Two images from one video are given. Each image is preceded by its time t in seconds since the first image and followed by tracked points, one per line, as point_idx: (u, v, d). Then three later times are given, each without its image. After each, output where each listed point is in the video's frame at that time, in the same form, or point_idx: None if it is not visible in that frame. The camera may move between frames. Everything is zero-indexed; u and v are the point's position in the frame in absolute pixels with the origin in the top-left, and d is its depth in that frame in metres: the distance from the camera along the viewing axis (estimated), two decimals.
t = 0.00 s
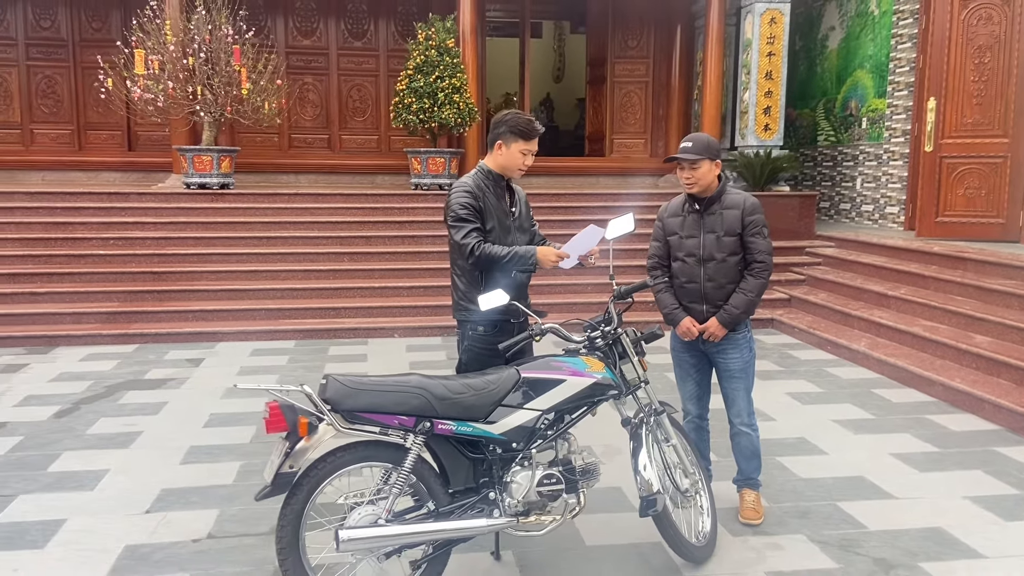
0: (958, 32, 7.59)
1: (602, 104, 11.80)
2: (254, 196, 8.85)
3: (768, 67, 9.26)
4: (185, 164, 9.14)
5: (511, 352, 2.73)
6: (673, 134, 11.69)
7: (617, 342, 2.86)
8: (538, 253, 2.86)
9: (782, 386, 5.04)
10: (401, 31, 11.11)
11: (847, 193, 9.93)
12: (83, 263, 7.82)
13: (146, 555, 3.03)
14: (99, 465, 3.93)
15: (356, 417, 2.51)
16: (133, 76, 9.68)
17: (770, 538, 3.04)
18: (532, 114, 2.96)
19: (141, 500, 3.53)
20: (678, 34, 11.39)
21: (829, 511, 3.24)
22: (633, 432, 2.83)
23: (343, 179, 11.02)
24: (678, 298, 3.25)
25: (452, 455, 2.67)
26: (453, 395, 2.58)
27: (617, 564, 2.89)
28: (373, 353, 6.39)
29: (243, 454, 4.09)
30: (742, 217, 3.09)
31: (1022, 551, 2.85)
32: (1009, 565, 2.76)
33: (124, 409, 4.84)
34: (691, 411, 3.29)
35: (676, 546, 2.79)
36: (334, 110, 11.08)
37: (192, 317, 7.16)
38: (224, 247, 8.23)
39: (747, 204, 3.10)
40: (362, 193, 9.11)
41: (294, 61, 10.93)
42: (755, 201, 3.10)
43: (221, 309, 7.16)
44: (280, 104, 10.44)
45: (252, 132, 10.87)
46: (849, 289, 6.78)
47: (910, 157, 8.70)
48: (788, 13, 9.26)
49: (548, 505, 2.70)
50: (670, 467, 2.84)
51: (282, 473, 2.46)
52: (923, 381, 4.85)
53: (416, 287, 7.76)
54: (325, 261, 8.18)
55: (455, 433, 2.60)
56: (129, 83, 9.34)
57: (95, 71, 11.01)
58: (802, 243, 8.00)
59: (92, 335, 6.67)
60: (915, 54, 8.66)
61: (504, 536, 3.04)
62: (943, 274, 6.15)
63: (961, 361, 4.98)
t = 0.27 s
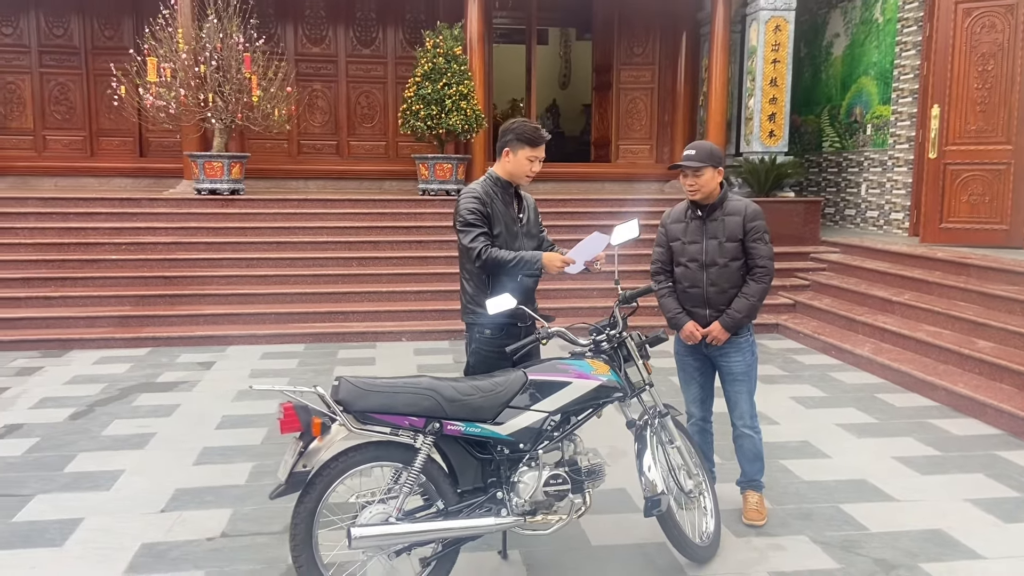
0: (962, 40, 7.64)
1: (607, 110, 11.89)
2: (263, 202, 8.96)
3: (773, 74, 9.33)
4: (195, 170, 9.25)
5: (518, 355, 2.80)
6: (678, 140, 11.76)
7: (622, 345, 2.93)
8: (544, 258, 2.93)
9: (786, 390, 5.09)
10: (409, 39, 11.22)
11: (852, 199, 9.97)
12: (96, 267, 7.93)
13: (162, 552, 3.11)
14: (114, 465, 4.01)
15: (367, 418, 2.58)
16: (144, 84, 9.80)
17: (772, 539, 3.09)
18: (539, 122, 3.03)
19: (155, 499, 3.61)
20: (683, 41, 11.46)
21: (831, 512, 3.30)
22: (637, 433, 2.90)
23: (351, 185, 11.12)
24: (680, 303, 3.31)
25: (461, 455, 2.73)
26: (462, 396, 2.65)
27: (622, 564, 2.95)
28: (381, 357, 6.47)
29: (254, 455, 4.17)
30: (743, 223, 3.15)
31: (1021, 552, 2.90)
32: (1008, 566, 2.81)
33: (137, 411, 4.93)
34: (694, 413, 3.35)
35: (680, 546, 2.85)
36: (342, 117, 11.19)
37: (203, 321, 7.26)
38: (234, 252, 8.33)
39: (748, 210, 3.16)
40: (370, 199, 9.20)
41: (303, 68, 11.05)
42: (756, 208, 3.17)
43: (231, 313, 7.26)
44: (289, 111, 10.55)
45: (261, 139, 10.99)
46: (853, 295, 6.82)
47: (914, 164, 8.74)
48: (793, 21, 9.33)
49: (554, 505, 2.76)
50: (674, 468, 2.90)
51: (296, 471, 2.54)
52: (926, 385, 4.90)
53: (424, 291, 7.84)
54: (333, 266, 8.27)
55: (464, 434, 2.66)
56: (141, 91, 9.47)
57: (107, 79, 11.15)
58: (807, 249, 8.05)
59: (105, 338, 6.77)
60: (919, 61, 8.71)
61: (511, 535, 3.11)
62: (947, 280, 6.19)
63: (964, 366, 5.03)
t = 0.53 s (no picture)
0: (963, 48, 7.71)
1: (612, 117, 11.97)
2: (270, 207, 9.05)
3: (776, 82, 9.40)
4: (204, 175, 9.36)
5: (522, 357, 2.87)
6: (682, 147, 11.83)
7: (624, 348, 2.99)
8: (546, 262, 2.99)
9: (788, 394, 5.14)
10: (415, 46, 11.33)
11: (855, 206, 10.01)
12: (105, 272, 8.02)
13: (174, 550, 3.17)
14: (125, 465, 4.09)
15: (375, 417, 2.65)
16: (154, 90, 9.92)
17: (772, 539, 3.14)
18: (542, 128, 3.10)
19: (166, 499, 3.68)
20: (687, 48, 11.54)
21: (830, 513, 3.35)
22: (640, 434, 2.96)
23: (357, 191, 11.22)
24: (683, 306, 3.38)
25: (467, 455, 2.80)
26: (468, 397, 2.71)
27: (624, 562, 3.00)
28: (387, 361, 6.54)
29: (263, 456, 4.24)
30: (746, 228, 3.22)
31: (1017, 553, 2.95)
32: (1004, 566, 2.86)
33: (147, 413, 5.00)
34: (696, 416, 3.41)
35: (681, 545, 2.90)
36: (348, 123, 11.30)
37: (211, 325, 7.34)
38: (241, 256, 8.42)
39: (751, 216, 3.23)
40: (376, 204, 9.29)
41: (310, 75, 11.16)
42: (759, 214, 3.23)
43: (239, 317, 7.34)
44: (296, 117, 10.66)
45: (268, 145, 11.10)
46: (855, 300, 6.87)
47: (917, 171, 8.80)
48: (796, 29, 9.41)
49: (558, 503, 2.82)
50: (676, 469, 2.96)
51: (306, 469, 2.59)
52: (927, 390, 4.95)
53: (429, 296, 7.91)
54: (340, 271, 8.35)
55: (469, 433, 2.73)
56: (151, 98, 9.59)
57: (117, 86, 11.28)
58: (809, 255, 8.10)
59: (115, 342, 6.86)
60: (921, 69, 8.77)
61: (516, 534, 3.16)
62: (948, 286, 6.24)
63: (964, 371, 5.07)
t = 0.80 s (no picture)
0: (964, 58, 7.79)
1: (616, 126, 12.07)
2: (278, 215, 9.15)
3: (779, 92, 9.49)
4: (213, 184, 9.47)
5: (528, 362, 2.94)
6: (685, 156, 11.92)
7: (628, 353, 3.05)
8: (551, 269, 3.06)
9: (791, 401, 5.19)
10: (421, 57, 11.46)
11: (857, 215, 10.07)
12: (116, 279, 8.12)
13: (187, 550, 3.24)
14: (138, 468, 4.16)
15: (385, 420, 2.72)
16: (164, 100, 10.06)
17: (773, 541, 3.20)
18: (546, 139, 3.18)
19: (179, 500, 3.75)
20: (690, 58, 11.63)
21: (830, 517, 3.41)
22: (643, 438, 3.01)
23: (363, 200, 11.32)
24: (691, 312, 3.45)
25: (473, 457, 2.87)
26: (474, 400, 2.79)
27: (628, 563, 3.07)
28: (393, 367, 6.61)
29: (272, 460, 4.31)
30: (755, 237, 3.29)
31: (1014, 556, 3.00)
32: (1000, 568, 2.91)
33: (158, 417, 5.08)
34: (701, 421, 3.47)
35: (683, 547, 2.96)
36: (355, 133, 11.42)
37: (220, 332, 7.43)
38: (249, 264, 8.52)
39: (760, 225, 3.30)
40: (382, 213, 9.39)
41: (318, 85, 11.30)
42: (768, 223, 3.30)
43: (247, 324, 7.43)
44: (304, 127, 10.79)
45: (276, 154, 11.22)
46: (857, 309, 6.93)
47: (919, 181, 8.87)
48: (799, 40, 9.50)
49: (562, 505, 2.89)
50: (678, 472, 3.02)
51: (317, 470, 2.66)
52: (928, 397, 5.00)
53: (435, 304, 7.99)
54: (346, 278, 8.44)
55: (476, 436, 2.80)
56: (161, 107, 9.72)
57: (127, 96, 11.42)
58: (812, 264, 8.16)
59: (125, 348, 6.95)
60: (923, 80, 8.84)
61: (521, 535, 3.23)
62: (949, 295, 6.30)
63: (965, 379, 5.13)
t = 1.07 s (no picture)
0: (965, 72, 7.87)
1: (620, 139, 12.16)
2: (285, 227, 9.23)
3: (782, 105, 9.57)
4: (220, 196, 9.57)
5: (534, 373, 2.98)
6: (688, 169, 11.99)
7: (632, 364, 3.09)
8: (556, 281, 3.11)
9: (794, 413, 5.23)
10: (427, 70, 11.57)
11: (860, 227, 10.11)
12: (124, 290, 8.20)
13: (197, 558, 3.29)
14: (148, 478, 4.21)
15: (393, 429, 2.77)
16: (172, 113, 10.17)
17: (776, 551, 3.23)
18: (551, 153, 3.25)
19: (189, 509, 3.80)
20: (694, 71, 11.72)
21: (833, 527, 3.44)
22: (647, 448, 3.06)
23: (368, 211, 11.41)
24: (698, 323, 3.50)
25: (480, 467, 2.91)
26: (482, 410, 2.83)
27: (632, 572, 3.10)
28: (398, 378, 6.66)
29: (281, 470, 4.36)
30: (762, 251, 3.33)
31: (1014, 566, 3.03)
32: None
33: (167, 428, 5.13)
34: (706, 432, 3.52)
35: (687, 556, 3.01)
36: (361, 145, 11.52)
37: (227, 342, 7.49)
38: (256, 275, 8.59)
39: (768, 239, 3.34)
40: (388, 224, 9.46)
41: (324, 98, 11.41)
42: (775, 238, 3.35)
43: (254, 335, 7.49)
44: (311, 139, 10.89)
45: (282, 166, 11.32)
46: (860, 321, 6.97)
47: (921, 194, 8.93)
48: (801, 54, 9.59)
49: (568, 514, 2.94)
50: (682, 483, 3.06)
51: (327, 479, 2.72)
52: (930, 409, 5.03)
53: (440, 315, 8.05)
54: (352, 289, 8.50)
55: (483, 446, 2.84)
56: (169, 120, 9.83)
57: (136, 108, 11.55)
58: (815, 276, 8.20)
59: (133, 358, 7.02)
60: (925, 93, 8.91)
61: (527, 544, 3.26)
62: (951, 307, 6.33)
63: (967, 391, 5.16)
